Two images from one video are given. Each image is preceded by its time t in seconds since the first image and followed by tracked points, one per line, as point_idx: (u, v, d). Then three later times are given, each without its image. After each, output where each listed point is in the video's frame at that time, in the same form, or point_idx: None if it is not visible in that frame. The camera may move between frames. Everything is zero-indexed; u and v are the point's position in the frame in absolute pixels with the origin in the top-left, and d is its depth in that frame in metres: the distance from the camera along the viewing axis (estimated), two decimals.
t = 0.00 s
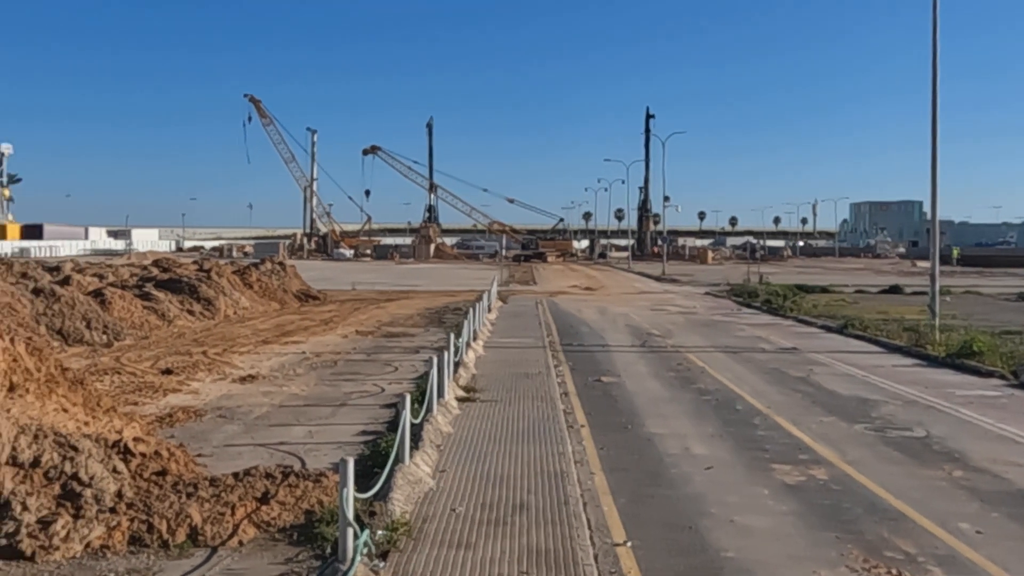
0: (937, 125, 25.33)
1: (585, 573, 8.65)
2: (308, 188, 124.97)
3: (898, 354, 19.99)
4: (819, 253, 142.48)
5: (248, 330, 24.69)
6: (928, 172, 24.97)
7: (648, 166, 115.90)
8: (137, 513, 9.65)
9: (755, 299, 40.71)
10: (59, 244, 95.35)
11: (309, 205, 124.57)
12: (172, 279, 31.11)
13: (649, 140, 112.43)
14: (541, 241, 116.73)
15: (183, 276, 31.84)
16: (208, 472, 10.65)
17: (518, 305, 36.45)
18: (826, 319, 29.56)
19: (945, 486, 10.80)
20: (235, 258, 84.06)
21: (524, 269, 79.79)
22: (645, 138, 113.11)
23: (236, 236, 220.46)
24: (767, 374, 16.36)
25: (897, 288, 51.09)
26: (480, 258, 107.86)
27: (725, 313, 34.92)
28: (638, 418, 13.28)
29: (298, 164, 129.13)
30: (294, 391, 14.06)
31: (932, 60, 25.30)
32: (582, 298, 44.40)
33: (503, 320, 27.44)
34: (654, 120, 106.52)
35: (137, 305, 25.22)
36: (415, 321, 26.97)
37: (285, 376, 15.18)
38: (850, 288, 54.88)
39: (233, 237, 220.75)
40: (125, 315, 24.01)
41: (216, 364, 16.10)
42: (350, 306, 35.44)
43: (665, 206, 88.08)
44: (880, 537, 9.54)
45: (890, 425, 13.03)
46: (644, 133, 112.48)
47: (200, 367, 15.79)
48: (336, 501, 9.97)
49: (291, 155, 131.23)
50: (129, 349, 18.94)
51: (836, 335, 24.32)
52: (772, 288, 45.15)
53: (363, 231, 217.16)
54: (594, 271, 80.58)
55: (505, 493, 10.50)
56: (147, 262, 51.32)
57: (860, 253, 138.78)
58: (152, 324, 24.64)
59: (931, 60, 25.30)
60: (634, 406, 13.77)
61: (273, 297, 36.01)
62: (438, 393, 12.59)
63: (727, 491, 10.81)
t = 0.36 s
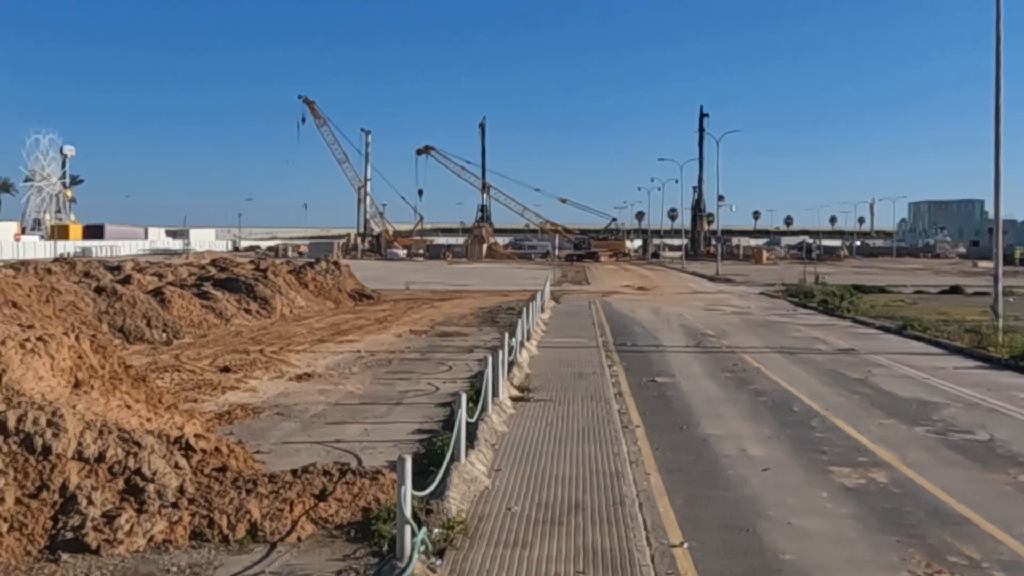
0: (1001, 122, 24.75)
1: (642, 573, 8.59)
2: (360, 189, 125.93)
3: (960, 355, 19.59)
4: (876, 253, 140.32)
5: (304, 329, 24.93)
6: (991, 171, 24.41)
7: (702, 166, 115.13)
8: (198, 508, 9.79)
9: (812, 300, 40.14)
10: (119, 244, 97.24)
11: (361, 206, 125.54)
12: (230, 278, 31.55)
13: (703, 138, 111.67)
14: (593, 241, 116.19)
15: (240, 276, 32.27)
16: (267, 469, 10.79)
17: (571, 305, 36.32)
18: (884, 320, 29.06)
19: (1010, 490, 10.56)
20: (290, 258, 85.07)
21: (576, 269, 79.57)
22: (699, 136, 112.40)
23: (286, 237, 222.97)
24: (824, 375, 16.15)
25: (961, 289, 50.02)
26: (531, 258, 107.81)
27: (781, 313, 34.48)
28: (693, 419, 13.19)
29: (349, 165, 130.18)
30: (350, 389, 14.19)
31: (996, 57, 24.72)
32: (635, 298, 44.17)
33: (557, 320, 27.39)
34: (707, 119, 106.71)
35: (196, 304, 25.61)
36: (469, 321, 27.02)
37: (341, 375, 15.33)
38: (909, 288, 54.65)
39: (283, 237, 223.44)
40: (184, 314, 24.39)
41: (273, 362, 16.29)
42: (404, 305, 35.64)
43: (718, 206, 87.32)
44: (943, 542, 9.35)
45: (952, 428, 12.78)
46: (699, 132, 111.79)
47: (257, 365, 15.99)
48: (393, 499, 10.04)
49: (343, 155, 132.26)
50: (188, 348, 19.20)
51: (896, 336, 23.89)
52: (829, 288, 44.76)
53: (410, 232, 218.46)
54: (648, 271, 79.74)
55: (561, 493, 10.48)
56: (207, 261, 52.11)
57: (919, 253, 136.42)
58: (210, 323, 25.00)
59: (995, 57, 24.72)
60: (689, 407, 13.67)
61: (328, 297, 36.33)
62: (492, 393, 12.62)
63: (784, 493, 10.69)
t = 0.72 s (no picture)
0: None
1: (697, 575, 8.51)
2: (410, 190, 126.65)
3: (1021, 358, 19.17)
4: (933, 254, 138.13)
5: (356, 328, 25.13)
6: None
7: (754, 166, 114.39)
8: (254, 504, 9.91)
9: (868, 301, 39.55)
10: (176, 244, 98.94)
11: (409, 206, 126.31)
12: (283, 277, 31.91)
13: (755, 137, 110.76)
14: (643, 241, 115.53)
15: (294, 275, 32.66)
16: (322, 467, 10.90)
17: (621, 305, 36.27)
18: (942, 321, 28.52)
19: None
20: (342, 257, 85.88)
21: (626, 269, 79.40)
22: (751, 135, 111.59)
23: (334, 237, 225.03)
24: (880, 378, 15.90)
25: None
26: (579, 258, 107.64)
27: (836, 315, 34.02)
28: (747, 420, 13.07)
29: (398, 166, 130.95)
30: (402, 388, 14.30)
31: None
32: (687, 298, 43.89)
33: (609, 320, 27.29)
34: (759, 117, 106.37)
35: (251, 303, 25.98)
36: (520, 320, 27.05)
37: (393, 374, 15.45)
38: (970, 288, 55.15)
39: (331, 238, 225.63)
40: (239, 312, 24.70)
41: (326, 361, 16.45)
42: (455, 305, 35.73)
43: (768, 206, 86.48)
44: (1006, 548, 9.15)
45: (1013, 432, 12.51)
46: (751, 131, 110.95)
47: (311, 364, 16.16)
48: (446, 498, 10.08)
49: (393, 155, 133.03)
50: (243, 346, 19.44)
51: (955, 338, 23.45)
52: (885, 288, 45.34)
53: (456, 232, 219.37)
54: (700, 271, 80.36)
55: (614, 493, 10.44)
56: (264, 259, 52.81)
57: (977, 254, 133.92)
58: (264, 321, 25.32)
59: None
60: (742, 408, 13.56)
61: (380, 296, 36.58)
62: (545, 393, 12.63)
63: (840, 497, 10.55)
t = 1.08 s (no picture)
0: None
1: None
2: (464, 190, 127.06)
3: None
4: (1000, 254, 135.09)
5: (414, 328, 25.30)
6: None
7: (814, 164, 112.97)
8: (315, 501, 10.02)
9: (932, 302, 38.75)
10: (236, 244, 100.47)
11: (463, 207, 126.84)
12: (342, 277, 32.25)
13: (815, 135, 109.34)
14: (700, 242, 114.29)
15: (352, 275, 32.94)
16: (381, 465, 10.98)
17: (678, 305, 36.06)
18: (1010, 323, 27.83)
19: None
20: (399, 257, 86.56)
21: (683, 269, 78.95)
22: (811, 133, 110.24)
23: (386, 237, 226.58)
24: (945, 380, 15.58)
25: None
26: (634, 258, 107.06)
27: (899, 316, 33.40)
28: (808, 422, 12.90)
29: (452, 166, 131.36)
30: (460, 387, 14.40)
31: None
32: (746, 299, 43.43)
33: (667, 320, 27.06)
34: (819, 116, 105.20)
35: (311, 302, 26.28)
36: (577, 321, 27.01)
37: (451, 373, 15.56)
38: None
39: (383, 239, 227.46)
40: (299, 312, 25.02)
41: (385, 360, 16.59)
42: (511, 305, 35.71)
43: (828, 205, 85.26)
44: None
45: None
46: (811, 130, 109.56)
47: (369, 363, 16.32)
48: (505, 497, 10.09)
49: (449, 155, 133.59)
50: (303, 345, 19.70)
51: None
52: (948, 289, 45.15)
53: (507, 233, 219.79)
54: (758, 271, 79.81)
55: (674, 495, 10.35)
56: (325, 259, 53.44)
57: None
58: (324, 320, 25.63)
59: None
60: (803, 410, 13.39)
61: (438, 296, 36.79)
62: (603, 393, 12.62)
63: (904, 501, 10.35)
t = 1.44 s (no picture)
0: None
1: None
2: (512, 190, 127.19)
3: None
4: None
5: (463, 327, 25.40)
6: None
7: (868, 162, 111.51)
8: (367, 499, 10.10)
9: (991, 302, 37.98)
10: (287, 244, 101.62)
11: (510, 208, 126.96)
12: (392, 277, 32.49)
13: (869, 133, 107.86)
14: (750, 242, 112.98)
15: (402, 275, 33.13)
16: (432, 464, 11.05)
17: (728, 305, 35.75)
18: None
19: None
20: (447, 257, 86.90)
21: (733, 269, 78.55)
22: (865, 131, 108.72)
23: (433, 236, 227.46)
24: (1003, 383, 15.26)
25: None
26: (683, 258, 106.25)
27: (956, 317, 32.79)
28: (862, 425, 12.71)
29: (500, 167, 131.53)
30: (509, 387, 14.45)
31: None
32: (798, 299, 42.94)
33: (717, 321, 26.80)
34: (873, 113, 104.27)
35: (361, 302, 26.52)
36: (626, 321, 26.92)
37: (500, 373, 15.62)
38: None
39: (429, 239, 228.68)
40: (349, 311, 25.24)
41: (434, 360, 16.68)
42: (560, 305, 35.62)
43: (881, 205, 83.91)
44: None
45: None
46: (864, 128, 108.05)
47: (419, 362, 16.43)
48: (555, 498, 10.08)
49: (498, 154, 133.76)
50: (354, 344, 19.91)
51: None
52: (1005, 289, 45.25)
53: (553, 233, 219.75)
54: (811, 271, 79.92)
55: (725, 497, 10.25)
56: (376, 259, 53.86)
57: None
58: (374, 320, 25.83)
59: None
60: (857, 413, 13.21)
61: (486, 296, 36.88)
62: (653, 394, 12.58)
63: (962, 505, 10.16)
